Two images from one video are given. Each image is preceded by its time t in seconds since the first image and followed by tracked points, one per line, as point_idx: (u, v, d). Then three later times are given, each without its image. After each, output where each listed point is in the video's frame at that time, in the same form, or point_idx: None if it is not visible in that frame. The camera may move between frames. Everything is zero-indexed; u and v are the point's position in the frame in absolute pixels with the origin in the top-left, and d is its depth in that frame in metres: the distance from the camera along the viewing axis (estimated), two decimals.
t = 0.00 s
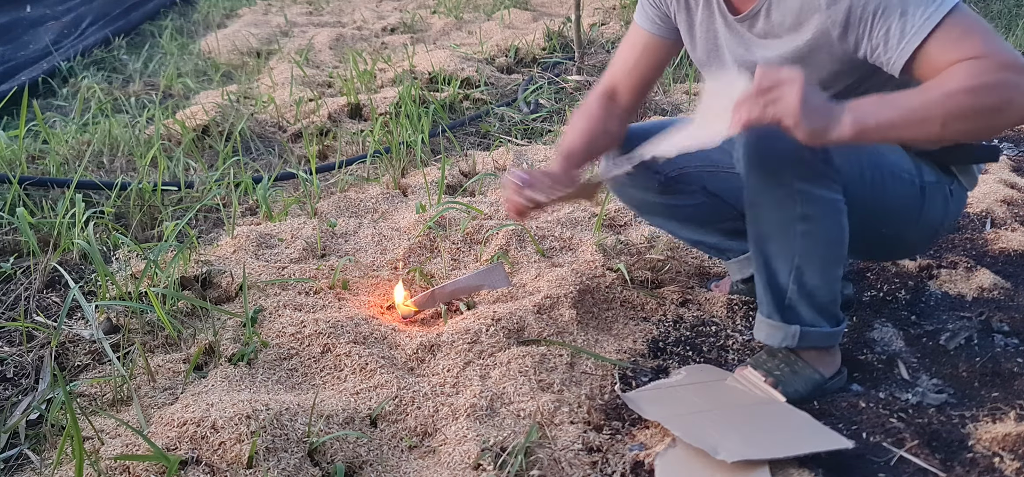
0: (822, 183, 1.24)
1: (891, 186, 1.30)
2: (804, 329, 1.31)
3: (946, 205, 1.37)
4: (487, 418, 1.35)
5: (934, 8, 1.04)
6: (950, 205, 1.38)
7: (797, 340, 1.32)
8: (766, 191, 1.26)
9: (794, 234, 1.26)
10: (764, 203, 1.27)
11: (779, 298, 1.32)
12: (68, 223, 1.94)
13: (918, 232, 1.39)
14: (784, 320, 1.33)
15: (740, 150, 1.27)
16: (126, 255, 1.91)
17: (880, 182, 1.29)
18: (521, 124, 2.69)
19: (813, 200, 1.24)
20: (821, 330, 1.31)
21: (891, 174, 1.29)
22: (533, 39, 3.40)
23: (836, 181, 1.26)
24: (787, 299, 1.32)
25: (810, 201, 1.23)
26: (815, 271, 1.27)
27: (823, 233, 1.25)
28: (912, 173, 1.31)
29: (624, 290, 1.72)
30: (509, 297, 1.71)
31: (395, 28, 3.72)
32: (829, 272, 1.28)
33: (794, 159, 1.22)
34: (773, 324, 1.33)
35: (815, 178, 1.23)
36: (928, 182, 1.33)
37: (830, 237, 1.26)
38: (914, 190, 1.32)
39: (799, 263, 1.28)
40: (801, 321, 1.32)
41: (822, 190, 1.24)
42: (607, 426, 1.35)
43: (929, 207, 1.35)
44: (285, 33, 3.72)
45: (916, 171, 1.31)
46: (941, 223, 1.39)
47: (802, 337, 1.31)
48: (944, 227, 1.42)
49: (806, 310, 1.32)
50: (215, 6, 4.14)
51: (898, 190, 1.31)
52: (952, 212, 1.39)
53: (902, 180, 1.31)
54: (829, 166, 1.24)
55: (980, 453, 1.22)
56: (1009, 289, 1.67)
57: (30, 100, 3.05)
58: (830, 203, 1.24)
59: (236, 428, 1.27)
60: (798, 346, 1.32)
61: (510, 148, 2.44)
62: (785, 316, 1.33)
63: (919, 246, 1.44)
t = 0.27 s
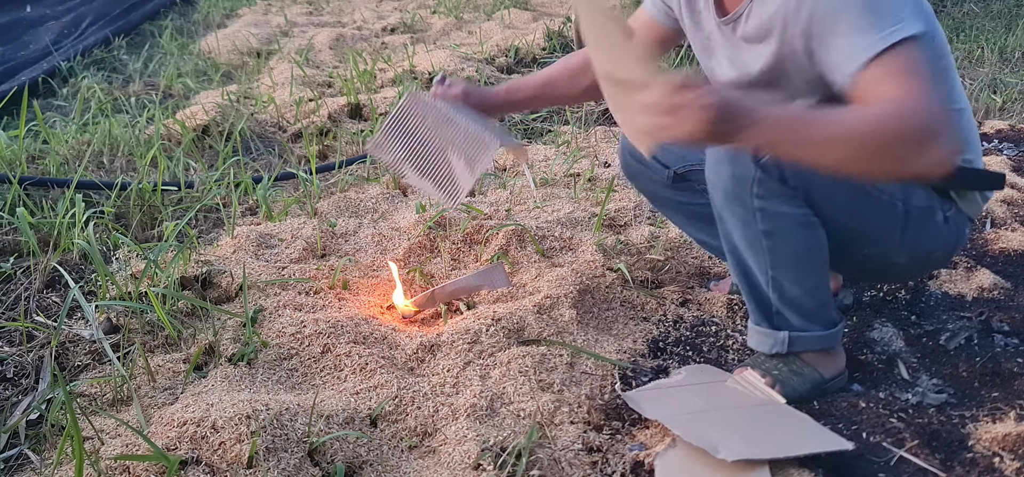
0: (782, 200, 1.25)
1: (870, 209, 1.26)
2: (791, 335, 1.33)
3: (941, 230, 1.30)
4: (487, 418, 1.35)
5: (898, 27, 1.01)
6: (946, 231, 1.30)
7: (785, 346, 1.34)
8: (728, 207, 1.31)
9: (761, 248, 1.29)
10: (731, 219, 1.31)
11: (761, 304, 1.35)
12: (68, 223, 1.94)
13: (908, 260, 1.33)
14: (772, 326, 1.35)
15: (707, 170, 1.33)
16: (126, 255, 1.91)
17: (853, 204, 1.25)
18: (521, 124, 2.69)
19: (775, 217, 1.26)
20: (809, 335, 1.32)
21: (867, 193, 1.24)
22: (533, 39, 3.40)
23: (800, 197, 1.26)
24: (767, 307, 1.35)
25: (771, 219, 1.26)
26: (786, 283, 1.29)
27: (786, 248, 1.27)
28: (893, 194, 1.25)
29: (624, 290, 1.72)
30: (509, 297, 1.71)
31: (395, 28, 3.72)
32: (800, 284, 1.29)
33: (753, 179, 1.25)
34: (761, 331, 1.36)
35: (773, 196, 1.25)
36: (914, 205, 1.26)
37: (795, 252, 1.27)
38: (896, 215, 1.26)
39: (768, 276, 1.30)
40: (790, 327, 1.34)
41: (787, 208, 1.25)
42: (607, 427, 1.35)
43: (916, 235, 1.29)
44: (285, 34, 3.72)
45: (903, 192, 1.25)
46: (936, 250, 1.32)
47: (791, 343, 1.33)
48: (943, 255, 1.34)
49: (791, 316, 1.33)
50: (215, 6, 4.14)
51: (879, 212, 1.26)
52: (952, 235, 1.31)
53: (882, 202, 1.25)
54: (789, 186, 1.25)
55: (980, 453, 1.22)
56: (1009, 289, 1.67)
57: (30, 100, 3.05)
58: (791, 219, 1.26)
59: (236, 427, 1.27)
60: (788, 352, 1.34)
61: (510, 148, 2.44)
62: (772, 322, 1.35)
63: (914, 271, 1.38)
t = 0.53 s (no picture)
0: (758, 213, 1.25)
1: (850, 231, 1.26)
2: (785, 337, 1.35)
3: (929, 261, 1.29)
4: (487, 418, 1.35)
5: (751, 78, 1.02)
6: (937, 264, 1.30)
7: (780, 348, 1.36)
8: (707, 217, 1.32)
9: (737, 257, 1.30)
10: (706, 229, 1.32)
11: (754, 308, 1.37)
12: (68, 223, 1.94)
13: (893, 288, 1.32)
14: (766, 329, 1.38)
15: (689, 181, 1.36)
16: (126, 255, 1.91)
17: (836, 223, 1.25)
18: (521, 124, 2.69)
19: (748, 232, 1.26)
20: (804, 337, 1.33)
21: (851, 214, 1.24)
22: (533, 39, 3.40)
23: (777, 211, 1.26)
24: (761, 310, 1.37)
25: (747, 231, 1.26)
26: (773, 291, 1.31)
27: (765, 260, 1.27)
28: (878, 218, 1.24)
29: (624, 290, 1.72)
30: (509, 297, 1.71)
31: (395, 28, 3.72)
32: (787, 291, 1.30)
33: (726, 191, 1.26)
34: (755, 335, 1.38)
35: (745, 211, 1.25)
36: (900, 232, 1.26)
37: (774, 263, 1.28)
38: (879, 241, 1.26)
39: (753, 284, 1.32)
40: (784, 329, 1.35)
41: (761, 223, 1.25)
42: (607, 427, 1.35)
43: (903, 262, 1.28)
44: (285, 33, 3.72)
45: (887, 215, 1.25)
46: (924, 282, 1.31)
47: (785, 345, 1.35)
48: (935, 288, 1.32)
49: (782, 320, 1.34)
50: (215, 6, 4.14)
51: (858, 235, 1.26)
52: (943, 267, 1.30)
53: (863, 225, 1.25)
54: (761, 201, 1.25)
55: (980, 453, 1.22)
56: (1009, 289, 1.67)
57: (30, 100, 3.05)
58: (767, 232, 1.26)
59: (236, 427, 1.27)
60: (784, 354, 1.36)
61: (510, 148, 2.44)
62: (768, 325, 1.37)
63: (905, 303, 1.36)
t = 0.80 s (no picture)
0: (744, 216, 1.27)
1: (835, 239, 1.26)
2: (782, 337, 1.35)
3: (917, 273, 1.29)
4: (487, 418, 1.35)
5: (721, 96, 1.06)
6: (925, 276, 1.29)
7: (778, 348, 1.36)
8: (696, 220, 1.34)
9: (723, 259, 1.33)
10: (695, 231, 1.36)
11: (748, 309, 1.38)
12: (68, 223, 1.93)
13: (880, 297, 1.32)
14: (762, 330, 1.38)
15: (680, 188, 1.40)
16: (126, 255, 1.91)
17: (822, 230, 1.26)
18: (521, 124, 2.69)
19: (732, 234, 1.29)
20: (800, 337, 1.34)
21: (836, 221, 1.25)
22: (533, 39, 3.40)
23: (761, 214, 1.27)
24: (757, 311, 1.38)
25: (730, 234, 1.29)
26: (762, 293, 1.32)
27: (752, 263, 1.29)
28: (863, 226, 1.25)
29: (624, 290, 1.72)
30: (509, 297, 1.71)
31: (395, 28, 3.72)
32: (776, 293, 1.30)
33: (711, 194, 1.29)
34: (754, 335, 1.38)
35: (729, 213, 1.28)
36: (887, 242, 1.26)
37: (760, 267, 1.29)
38: (864, 248, 1.26)
39: (742, 286, 1.33)
40: (781, 329, 1.35)
41: (745, 225, 1.27)
42: (607, 427, 1.35)
43: (890, 271, 1.28)
44: (285, 34, 3.72)
45: (874, 223, 1.25)
46: (912, 292, 1.31)
47: (783, 345, 1.35)
48: (923, 300, 1.32)
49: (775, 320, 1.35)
50: (215, 6, 4.14)
51: (843, 243, 1.26)
52: (932, 279, 1.30)
53: (848, 232, 1.25)
54: (747, 206, 1.26)
55: (980, 453, 1.22)
56: (1009, 289, 1.67)
57: (30, 100, 3.05)
58: (752, 235, 1.27)
59: (236, 427, 1.27)
60: (782, 354, 1.36)
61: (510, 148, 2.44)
62: (764, 326, 1.37)
63: (894, 312, 1.36)
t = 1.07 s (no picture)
0: (754, 213, 1.27)
1: (845, 233, 1.26)
2: (785, 337, 1.35)
3: (925, 265, 1.29)
4: (487, 418, 1.34)
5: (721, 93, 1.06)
6: (932, 267, 1.30)
7: (780, 349, 1.36)
8: (705, 218, 1.33)
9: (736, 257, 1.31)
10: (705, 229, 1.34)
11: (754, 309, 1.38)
12: (68, 223, 1.94)
13: (888, 290, 1.32)
14: (766, 331, 1.38)
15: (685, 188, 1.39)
16: (125, 255, 1.91)
17: (832, 225, 1.26)
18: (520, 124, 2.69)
19: (744, 231, 1.28)
20: (802, 337, 1.34)
21: (846, 216, 1.25)
22: (533, 39, 3.40)
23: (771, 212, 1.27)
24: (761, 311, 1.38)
25: (740, 231, 1.28)
26: (771, 291, 1.31)
27: (762, 259, 1.28)
28: (873, 220, 1.25)
29: (624, 290, 1.72)
30: (509, 297, 1.71)
31: (395, 28, 3.72)
32: (785, 291, 1.30)
33: (721, 192, 1.28)
34: (755, 335, 1.39)
35: (739, 210, 1.27)
36: (896, 235, 1.26)
37: (770, 264, 1.28)
38: (874, 242, 1.26)
39: (751, 284, 1.33)
40: (783, 330, 1.36)
41: (756, 222, 1.27)
42: (607, 427, 1.35)
43: (898, 264, 1.29)
44: (285, 34, 3.72)
45: (882, 217, 1.25)
46: (919, 285, 1.31)
47: (785, 346, 1.35)
48: (929, 292, 1.32)
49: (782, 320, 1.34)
50: (215, 6, 4.14)
51: (852, 237, 1.26)
52: (938, 271, 1.30)
53: (858, 226, 1.26)
54: (756, 202, 1.26)
55: (980, 453, 1.22)
56: (1009, 289, 1.67)
57: (30, 101, 3.05)
58: (763, 232, 1.27)
59: (236, 428, 1.27)
60: (784, 354, 1.36)
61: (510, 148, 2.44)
62: (767, 327, 1.38)
63: (902, 307, 1.36)
